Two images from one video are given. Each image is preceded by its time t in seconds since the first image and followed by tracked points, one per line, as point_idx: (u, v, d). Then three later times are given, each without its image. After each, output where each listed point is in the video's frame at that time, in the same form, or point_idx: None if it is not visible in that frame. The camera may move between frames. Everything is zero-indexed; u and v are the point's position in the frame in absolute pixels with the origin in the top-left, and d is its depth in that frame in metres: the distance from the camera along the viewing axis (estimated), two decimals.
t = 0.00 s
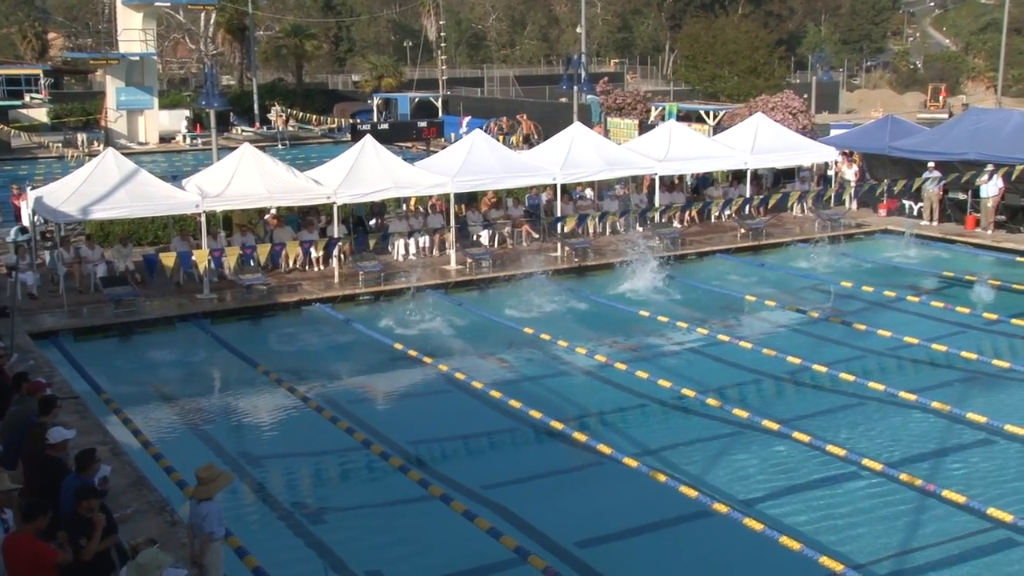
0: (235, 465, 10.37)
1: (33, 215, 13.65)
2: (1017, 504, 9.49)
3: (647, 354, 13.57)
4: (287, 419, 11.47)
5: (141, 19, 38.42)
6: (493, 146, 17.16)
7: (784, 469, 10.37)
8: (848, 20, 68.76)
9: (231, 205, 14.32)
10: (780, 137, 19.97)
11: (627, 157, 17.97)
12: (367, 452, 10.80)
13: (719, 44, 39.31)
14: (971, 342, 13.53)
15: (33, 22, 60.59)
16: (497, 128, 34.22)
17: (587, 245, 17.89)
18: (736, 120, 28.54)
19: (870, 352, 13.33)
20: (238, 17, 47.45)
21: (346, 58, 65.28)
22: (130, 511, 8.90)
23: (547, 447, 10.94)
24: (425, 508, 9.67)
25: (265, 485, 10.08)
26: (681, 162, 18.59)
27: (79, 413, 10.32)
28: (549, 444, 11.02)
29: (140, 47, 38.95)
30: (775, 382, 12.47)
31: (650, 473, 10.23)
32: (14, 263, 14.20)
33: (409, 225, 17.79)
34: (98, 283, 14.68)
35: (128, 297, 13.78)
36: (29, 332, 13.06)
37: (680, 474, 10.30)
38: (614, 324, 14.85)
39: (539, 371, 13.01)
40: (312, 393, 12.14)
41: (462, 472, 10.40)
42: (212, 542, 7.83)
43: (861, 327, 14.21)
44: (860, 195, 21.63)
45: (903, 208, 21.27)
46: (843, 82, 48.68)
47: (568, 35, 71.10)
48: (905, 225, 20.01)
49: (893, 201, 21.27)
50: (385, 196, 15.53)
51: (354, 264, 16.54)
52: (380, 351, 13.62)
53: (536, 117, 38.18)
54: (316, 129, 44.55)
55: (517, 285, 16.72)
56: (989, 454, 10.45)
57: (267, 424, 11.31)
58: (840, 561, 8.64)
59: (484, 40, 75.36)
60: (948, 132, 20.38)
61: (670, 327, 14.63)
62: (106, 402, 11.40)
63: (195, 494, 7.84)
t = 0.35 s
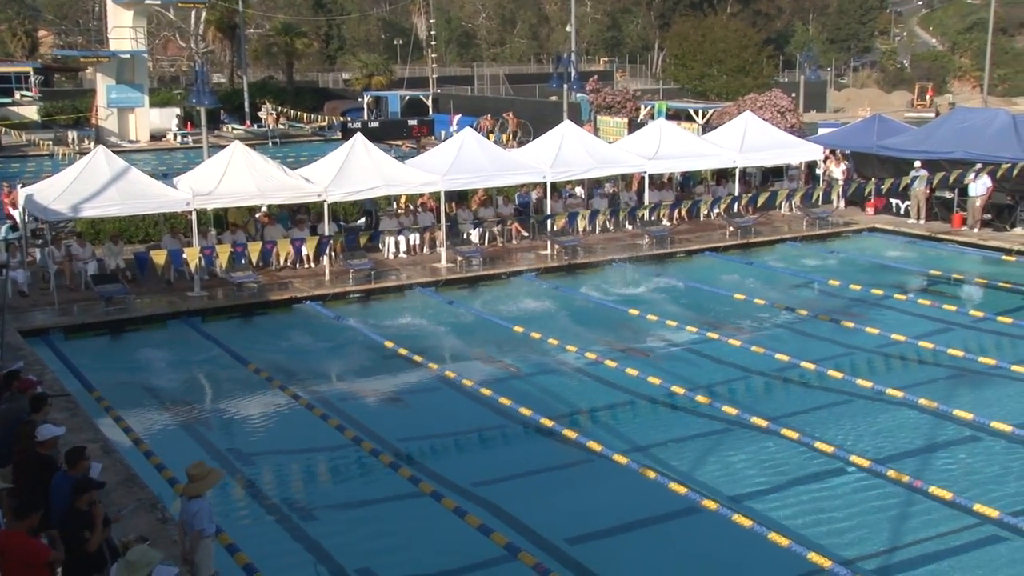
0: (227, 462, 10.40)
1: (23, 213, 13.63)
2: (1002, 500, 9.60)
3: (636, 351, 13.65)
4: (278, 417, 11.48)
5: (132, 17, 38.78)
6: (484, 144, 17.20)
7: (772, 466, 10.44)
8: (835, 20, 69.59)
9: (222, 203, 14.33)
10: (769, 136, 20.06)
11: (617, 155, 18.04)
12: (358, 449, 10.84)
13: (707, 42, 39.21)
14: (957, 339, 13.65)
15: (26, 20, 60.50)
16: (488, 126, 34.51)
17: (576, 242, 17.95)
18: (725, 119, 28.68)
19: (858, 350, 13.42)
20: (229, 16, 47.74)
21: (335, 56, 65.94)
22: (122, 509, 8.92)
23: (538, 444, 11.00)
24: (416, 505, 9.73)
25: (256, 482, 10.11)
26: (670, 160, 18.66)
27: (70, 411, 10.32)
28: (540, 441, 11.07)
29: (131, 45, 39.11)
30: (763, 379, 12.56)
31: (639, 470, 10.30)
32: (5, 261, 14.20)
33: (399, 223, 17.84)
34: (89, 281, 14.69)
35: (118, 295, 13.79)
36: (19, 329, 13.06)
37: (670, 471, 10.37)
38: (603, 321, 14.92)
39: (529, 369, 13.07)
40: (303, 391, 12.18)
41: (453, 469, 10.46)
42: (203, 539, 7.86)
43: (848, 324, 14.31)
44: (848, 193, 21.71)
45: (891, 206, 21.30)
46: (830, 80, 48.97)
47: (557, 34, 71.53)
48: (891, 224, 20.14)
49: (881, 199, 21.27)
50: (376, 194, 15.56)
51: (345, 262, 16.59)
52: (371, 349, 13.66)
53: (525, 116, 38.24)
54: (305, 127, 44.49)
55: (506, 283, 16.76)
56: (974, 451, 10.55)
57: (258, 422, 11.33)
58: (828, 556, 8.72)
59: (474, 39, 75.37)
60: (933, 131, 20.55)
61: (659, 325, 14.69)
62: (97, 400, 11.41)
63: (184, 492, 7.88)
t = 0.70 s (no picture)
0: (226, 458, 10.65)
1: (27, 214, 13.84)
2: (977, 491, 9.94)
3: (625, 348, 13.96)
4: (276, 414, 11.75)
5: (133, 23, 38.91)
6: (476, 146, 17.49)
7: (757, 459, 10.77)
8: (819, 25, 70.90)
9: (221, 204, 14.56)
10: (753, 137, 20.37)
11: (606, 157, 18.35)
12: (354, 444, 11.11)
13: (693, 47, 39.93)
14: (937, 335, 14.00)
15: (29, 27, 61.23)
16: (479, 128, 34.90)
17: (567, 242, 18.24)
18: (712, 121, 29.10)
19: (841, 346, 13.76)
20: (228, 21, 48.34)
21: (331, 61, 66.03)
22: (126, 503, 9.18)
23: (529, 439, 11.29)
24: (412, 498, 10.00)
25: (255, 477, 10.37)
26: (659, 162, 18.97)
27: (72, 407, 10.56)
28: (532, 436, 11.37)
29: (132, 50, 39.24)
30: (749, 375, 12.89)
31: (628, 463, 10.60)
32: (9, 261, 14.42)
33: (393, 224, 18.12)
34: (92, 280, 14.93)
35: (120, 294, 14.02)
36: (23, 328, 13.29)
37: (658, 464, 10.68)
38: (594, 319, 15.23)
39: (521, 366, 13.37)
40: (300, 388, 12.44)
41: (447, 463, 10.74)
42: (203, 532, 8.04)
43: (832, 322, 14.64)
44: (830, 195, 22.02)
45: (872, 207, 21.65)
46: (814, 84, 49.55)
47: (548, 39, 72.21)
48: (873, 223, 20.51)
49: (862, 200, 21.64)
50: (371, 196, 15.80)
51: (341, 261, 16.85)
52: (365, 347, 13.93)
53: (515, 120, 38.61)
54: (302, 132, 44.77)
55: (498, 282, 17.05)
56: (952, 444, 10.88)
57: (256, 418, 11.60)
58: (811, 546, 9.03)
59: (467, 44, 75.80)
60: (912, 135, 20.91)
61: (647, 322, 15.01)
62: (99, 397, 11.64)
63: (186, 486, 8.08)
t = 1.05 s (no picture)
0: (227, 451, 11.02)
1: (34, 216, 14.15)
2: (947, 480, 10.41)
3: (612, 345, 14.38)
4: (275, 408, 12.12)
5: (138, 31, 39.45)
6: (468, 149, 17.88)
7: (740, 451, 11.20)
8: (797, 34, 72.41)
9: (222, 206, 14.88)
10: (735, 142, 20.84)
11: (595, 160, 18.77)
12: (351, 438, 11.50)
13: (678, 55, 40.62)
14: (912, 332, 14.47)
15: (38, 36, 62.22)
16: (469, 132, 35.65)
17: (558, 242, 18.48)
18: (696, 126, 29.62)
19: (820, 342, 14.22)
20: (229, 30, 49.01)
21: (329, 68, 65.19)
22: (132, 494, 9.55)
23: (520, 432, 11.70)
24: (407, 490, 10.39)
25: (255, 469, 10.74)
26: (645, 165, 19.39)
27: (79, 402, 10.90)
28: (523, 429, 11.77)
29: (136, 57, 39.89)
30: (731, 370, 13.33)
31: (615, 456, 11.02)
32: (17, 261, 14.76)
33: (389, 225, 18.49)
34: (97, 280, 15.28)
35: (124, 293, 14.36)
36: (31, 326, 13.62)
37: (644, 456, 11.10)
38: (581, 316, 15.66)
39: (513, 362, 13.76)
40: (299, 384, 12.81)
41: (441, 456, 11.13)
42: (204, 523, 8.22)
43: (810, 319, 15.10)
44: (809, 198, 22.71)
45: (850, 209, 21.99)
46: (794, 91, 50.54)
47: (537, 47, 73.33)
48: (850, 224, 20.99)
49: (840, 202, 22.06)
50: (368, 198, 16.17)
51: (338, 261, 17.20)
52: (362, 344, 14.32)
53: (506, 125, 39.08)
54: (301, 134, 45.12)
55: (490, 281, 17.45)
56: (925, 436, 11.34)
57: (256, 413, 11.97)
58: (790, 534, 9.46)
59: (460, 51, 76.43)
60: (887, 138, 21.58)
61: (633, 320, 15.44)
62: (104, 393, 12.00)
63: (187, 478, 8.26)
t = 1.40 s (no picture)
0: (225, 440, 11.38)
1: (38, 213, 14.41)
2: (917, 465, 10.90)
3: (598, 336, 14.83)
4: (271, 398, 12.51)
5: (138, 33, 40.78)
6: (458, 148, 18.26)
7: (720, 437, 11.67)
8: (776, 36, 73.05)
9: (220, 203, 15.18)
10: (716, 140, 21.31)
11: (580, 158, 19.18)
12: (345, 427, 11.89)
13: (660, 56, 41.05)
14: (886, 323, 14.96)
15: (42, 40, 63.34)
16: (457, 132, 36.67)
17: (544, 237, 19.03)
18: (678, 125, 30.17)
19: (797, 333, 14.70)
20: (225, 32, 49.57)
21: (324, 69, 66.13)
22: (134, 481, 9.91)
23: (508, 421, 12.11)
24: (400, 477, 10.79)
25: (253, 457, 11.11)
26: (629, 162, 19.81)
27: (82, 393, 11.25)
28: (511, 418, 12.20)
29: (137, 59, 41.03)
30: (713, 361, 13.79)
31: (600, 444, 11.46)
32: (21, 255, 15.08)
33: (382, 220, 18.88)
34: (99, 274, 15.61)
35: (126, 287, 14.69)
36: (35, 318, 13.94)
37: (628, 444, 11.54)
38: (566, 308, 16.10)
39: (502, 354, 14.17)
40: (295, 375, 13.20)
41: (432, 444, 11.53)
42: (204, 508, 8.50)
43: (787, 311, 15.59)
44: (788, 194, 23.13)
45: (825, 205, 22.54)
46: (772, 91, 51.64)
47: (525, 48, 73.14)
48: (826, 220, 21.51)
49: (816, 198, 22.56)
50: (361, 195, 16.49)
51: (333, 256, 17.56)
52: (355, 335, 14.71)
53: (495, 125, 39.57)
54: (296, 133, 45.53)
55: (479, 274, 17.86)
56: (897, 423, 11.82)
57: (253, 403, 12.34)
58: (768, 517, 9.91)
59: (450, 52, 77.15)
60: (861, 137, 22.20)
61: (618, 312, 15.88)
62: (107, 384, 12.35)
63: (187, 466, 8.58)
